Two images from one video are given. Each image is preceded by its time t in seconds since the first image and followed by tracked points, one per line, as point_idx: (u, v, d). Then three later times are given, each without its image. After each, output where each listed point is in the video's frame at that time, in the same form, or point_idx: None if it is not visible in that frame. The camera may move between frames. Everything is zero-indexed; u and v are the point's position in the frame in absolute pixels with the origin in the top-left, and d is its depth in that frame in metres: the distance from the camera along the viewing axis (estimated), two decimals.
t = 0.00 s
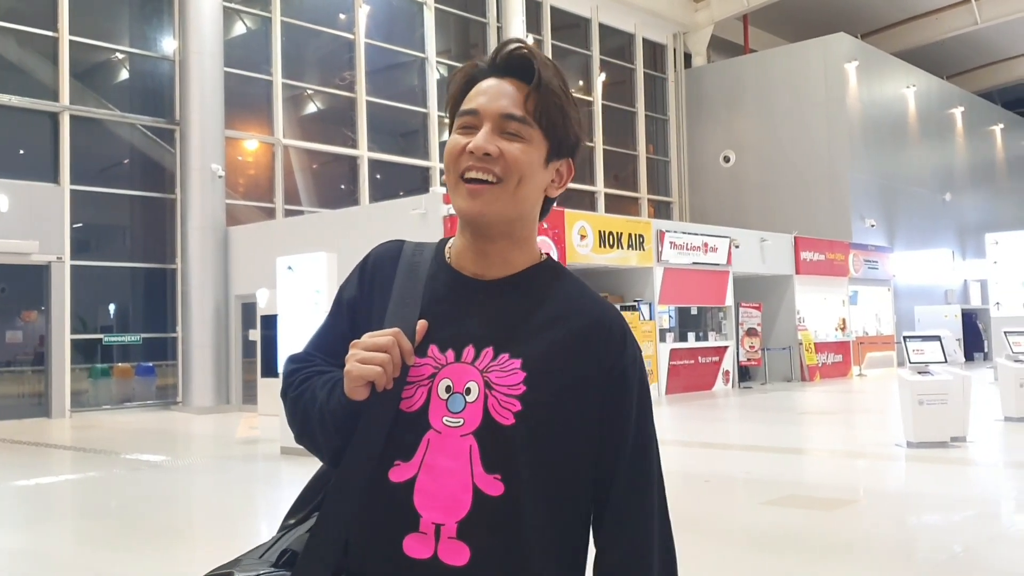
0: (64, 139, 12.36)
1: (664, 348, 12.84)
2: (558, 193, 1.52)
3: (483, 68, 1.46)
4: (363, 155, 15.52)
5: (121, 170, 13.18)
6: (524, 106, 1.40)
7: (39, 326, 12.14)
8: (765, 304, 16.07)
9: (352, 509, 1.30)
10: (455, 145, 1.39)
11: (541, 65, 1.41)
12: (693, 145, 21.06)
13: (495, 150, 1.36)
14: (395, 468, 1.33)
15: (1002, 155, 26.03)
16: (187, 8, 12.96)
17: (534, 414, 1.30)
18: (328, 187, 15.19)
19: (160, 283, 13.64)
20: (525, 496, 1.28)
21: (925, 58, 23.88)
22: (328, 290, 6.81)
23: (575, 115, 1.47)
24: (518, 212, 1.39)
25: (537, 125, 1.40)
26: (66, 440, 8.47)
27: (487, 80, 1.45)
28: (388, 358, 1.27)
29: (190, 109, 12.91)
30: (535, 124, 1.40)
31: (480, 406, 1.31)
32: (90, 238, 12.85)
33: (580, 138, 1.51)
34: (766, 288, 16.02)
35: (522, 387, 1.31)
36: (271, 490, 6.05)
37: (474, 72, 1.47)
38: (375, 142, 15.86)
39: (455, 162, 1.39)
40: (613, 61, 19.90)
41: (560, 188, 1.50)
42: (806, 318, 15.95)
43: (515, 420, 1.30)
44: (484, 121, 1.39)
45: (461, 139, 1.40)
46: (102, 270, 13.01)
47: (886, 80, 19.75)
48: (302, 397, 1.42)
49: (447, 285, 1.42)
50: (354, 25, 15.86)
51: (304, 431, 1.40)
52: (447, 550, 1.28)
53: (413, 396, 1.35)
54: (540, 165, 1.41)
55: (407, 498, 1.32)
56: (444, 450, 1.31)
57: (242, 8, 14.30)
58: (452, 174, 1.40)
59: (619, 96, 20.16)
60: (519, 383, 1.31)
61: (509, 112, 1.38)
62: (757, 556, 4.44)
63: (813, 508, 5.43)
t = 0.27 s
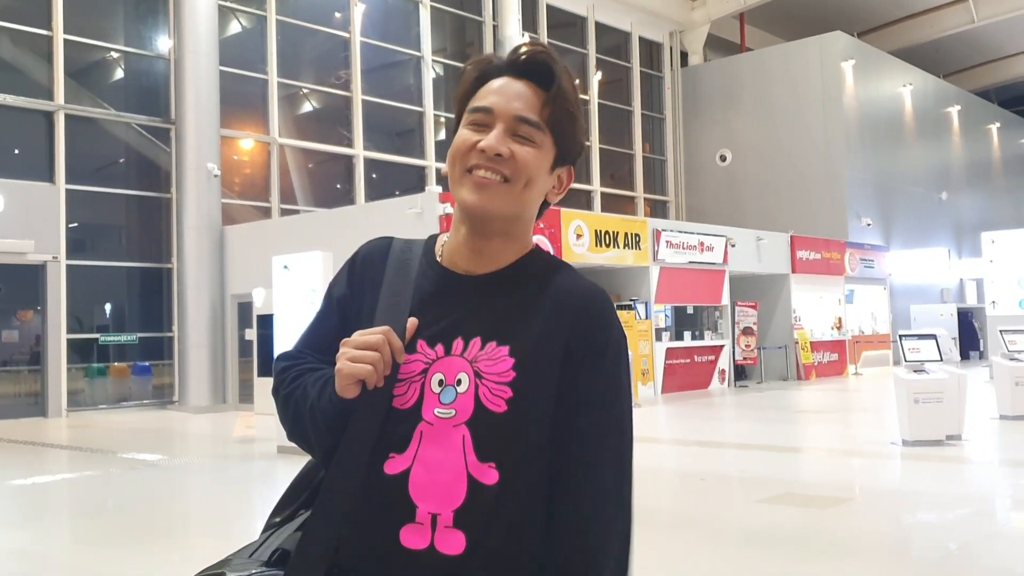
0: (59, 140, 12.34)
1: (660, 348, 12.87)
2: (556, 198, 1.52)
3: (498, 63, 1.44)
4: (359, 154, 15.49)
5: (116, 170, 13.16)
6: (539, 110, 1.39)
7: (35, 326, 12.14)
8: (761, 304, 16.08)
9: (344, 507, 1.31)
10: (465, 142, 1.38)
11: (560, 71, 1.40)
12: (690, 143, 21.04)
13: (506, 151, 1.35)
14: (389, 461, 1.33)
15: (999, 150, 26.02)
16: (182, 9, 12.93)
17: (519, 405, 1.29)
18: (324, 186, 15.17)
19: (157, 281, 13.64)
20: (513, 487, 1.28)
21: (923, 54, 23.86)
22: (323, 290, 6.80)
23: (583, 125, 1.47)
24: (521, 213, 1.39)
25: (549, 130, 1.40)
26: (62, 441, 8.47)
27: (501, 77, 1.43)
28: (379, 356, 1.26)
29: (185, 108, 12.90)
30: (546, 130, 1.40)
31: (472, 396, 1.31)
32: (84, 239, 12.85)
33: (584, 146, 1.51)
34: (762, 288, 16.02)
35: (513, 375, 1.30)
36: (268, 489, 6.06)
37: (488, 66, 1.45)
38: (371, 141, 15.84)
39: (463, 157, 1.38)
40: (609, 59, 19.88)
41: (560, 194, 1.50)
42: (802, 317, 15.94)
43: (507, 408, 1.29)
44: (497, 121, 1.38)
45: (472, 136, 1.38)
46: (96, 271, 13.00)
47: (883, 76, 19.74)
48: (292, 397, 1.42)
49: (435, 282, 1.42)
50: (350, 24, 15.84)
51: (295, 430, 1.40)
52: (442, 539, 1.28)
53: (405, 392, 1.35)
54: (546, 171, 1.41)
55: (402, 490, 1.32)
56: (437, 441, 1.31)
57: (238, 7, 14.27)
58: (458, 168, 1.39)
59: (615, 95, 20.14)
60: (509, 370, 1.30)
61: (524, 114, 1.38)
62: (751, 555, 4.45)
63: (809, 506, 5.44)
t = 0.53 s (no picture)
0: (53, 138, 12.29)
1: (656, 345, 12.92)
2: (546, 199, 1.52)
3: (490, 64, 1.44)
4: (355, 153, 15.51)
5: (110, 168, 13.13)
6: (529, 113, 1.39)
7: (28, 325, 12.08)
8: (755, 303, 16.13)
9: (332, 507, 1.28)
10: (456, 142, 1.38)
11: (551, 73, 1.40)
12: (684, 144, 21.10)
13: (496, 152, 1.35)
14: (378, 467, 1.33)
15: (990, 153, 26.17)
16: (177, 6, 12.90)
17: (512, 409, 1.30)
18: (320, 185, 15.17)
19: (151, 281, 13.59)
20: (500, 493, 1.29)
21: (914, 58, 23.99)
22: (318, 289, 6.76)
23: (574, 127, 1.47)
24: (510, 215, 1.39)
25: (539, 132, 1.40)
26: (56, 440, 8.42)
27: (493, 78, 1.43)
28: (368, 359, 1.25)
29: (179, 107, 12.86)
30: (537, 132, 1.39)
31: (462, 403, 1.31)
32: (79, 238, 12.80)
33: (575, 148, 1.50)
34: (757, 286, 16.05)
35: (503, 382, 1.31)
36: (263, 489, 6.03)
37: (481, 68, 1.45)
38: (367, 140, 15.85)
39: (453, 158, 1.38)
40: (603, 60, 19.92)
41: (550, 195, 1.50)
42: (797, 316, 15.98)
43: (498, 416, 1.30)
44: (488, 122, 1.38)
45: (462, 137, 1.38)
46: (90, 270, 12.94)
47: (875, 80, 19.84)
48: (282, 398, 1.41)
49: (424, 285, 1.42)
50: (345, 23, 15.84)
51: (284, 432, 1.39)
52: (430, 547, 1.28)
53: (394, 397, 1.34)
54: (536, 173, 1.41)
55: (390, 496, 1.31)
56: (426, 447, 1.31)
57: (233, 5, 14.25)
58: (448, 168, 1.38)
59: (610, 95, 20.17)
60: (500, 379, 1.31)
61: (514, 116, 1.37)
62: (747, 553, 4.45)
63: (804, 505, 5.45)
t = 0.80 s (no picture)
0: (48, 139, 12.30)
1: (651, 345, 12.87)
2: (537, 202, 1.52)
3: (479, 72, 1.42)
4: (350, 153, 15.49)
5: (106, 169, 13.12)
6: (521, 122, 1.37)
7: (24, 326, 12.10)
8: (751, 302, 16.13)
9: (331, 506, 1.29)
10: (449, 155, 1.36)
11: (541, 81, 1.39)
12: (680, 142, 21.08)
13: (491, 165, 1.34)
14: (375, 468, 1.30)
15: (987, 151, 26.18)
16: (171, 7, 12.88)
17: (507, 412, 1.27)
18: (315, 185, 15.16)
19: (146, 282, 13.58)
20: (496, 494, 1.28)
21: (912, 55, 23.98)
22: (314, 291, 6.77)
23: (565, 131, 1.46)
24: (506, 226, 1.38)
25: (531, 141, 1.39)
26: (52, 442, 8.42)
27: (481, 86, 1.41)
28: (364, 362, 1.25)
29: (174, 107, 12.86)
30: (530, 140, 1.38)
31: (459, 404, 1.28)
32: (75, 239, 12.79)
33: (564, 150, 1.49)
34: (753, 286, 16.06)
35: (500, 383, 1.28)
36: (259, 489, 6.03)
37: (469, 75, 1.43)
38: (362, 141, 15.84)
39: (446, 171, 1.36)
40: (599, 60, 19.89)
41: (542, 199, 1.50)
42: (792, 315, 15.98)
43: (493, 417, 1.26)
44: (480, 134, 1.36)
45: (455, 149, 1.37)
46: (86, 271, 12.94)
47: (872, 78, 19.84)
48: (276, 402, 1.42)
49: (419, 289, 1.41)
50: (340, 23, 15.84)
51: (280, 436, 1.40)
52: (426, 548, 1.26)
53: (391, 399, 1.32)
54: (529, 180, 1.40)
55: (386, 497, 1.29)
56: (422, 448, 1.28)
57: (228, 6, 14.24)
58: (441, 183, 1.37)
59: (606, 94, 20.15)
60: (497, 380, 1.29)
61: (507, 127, 1.36)
62: (743, 553, 4.45)
63: (801, 505, 5.45)
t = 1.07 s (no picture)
0: (46, 140, 12.30)
1: (649, 345, 12.89)
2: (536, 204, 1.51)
3: (482, 72, 1.42)
4: (347, 153, 15.50)
5: (104, 170, 13.12)
6: (523, 123, 1.37)
7: (22, 327, 12.09)
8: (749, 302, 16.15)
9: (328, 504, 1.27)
10: (450, 155, 1.35)
11: (544, 82, 1.38)
12: (678, 142, 21.08)
13: (492, 166, 1.33)
14: (375, 464, 1.30)
15: (985, 149, 26.18)
16: (168, 8, 12.89)
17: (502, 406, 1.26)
18: (313, 185, 15.17)
19: (144, 283, 13.58)
20: (496, 489, 1.25)
21: (911, 54, 23.97)
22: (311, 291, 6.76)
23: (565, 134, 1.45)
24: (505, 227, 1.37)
25: (533, 143, 1.38)
26: (49, 442, 8.42)
27: (483, 88, 1.41)
28: (364, 361, 1.27)
29: (172, 107, 12.86)
30: (531, 142, 1.37)
31: (458, 401, 1.27)
32: (72, 239, 12.79)
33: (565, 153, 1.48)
34: (750, 286, 16.07)
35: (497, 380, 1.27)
36: (257, 489, 6.03)
37: (471, 77, 1.42)
38: (359, 140, 15.85)
39: (447, 171, 1.35)
40: (596, 59, 19.88)
41: (541, 201, 1.48)
42: (791, 315, 15.98)
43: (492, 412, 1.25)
44: (482, 134, 1.35)
45: (456, 149, 1.36)
46: (84, 272, 12.94)
47: (870, 77, 19.84)
48: (276, 402, 1.43)
49: (419, 288, 1.40)
50: (337, 24, 15.85)
51: (279, 435, 1.41)
52: (426, 544, 1.24)
53: (391, 398, 1.32)
54: (529, 182, 1.39)
55: (386, 494, 1.28)
56: (421, 445, 1.27)
57: (225, 6, 14.24)
58: (442, 181, 1.35)
59: (603, 93, 20.14)
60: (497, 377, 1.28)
61: (509, 128, 1.35)
62: (741, 552, 4.45)
63: (799, 504, 5.44)
